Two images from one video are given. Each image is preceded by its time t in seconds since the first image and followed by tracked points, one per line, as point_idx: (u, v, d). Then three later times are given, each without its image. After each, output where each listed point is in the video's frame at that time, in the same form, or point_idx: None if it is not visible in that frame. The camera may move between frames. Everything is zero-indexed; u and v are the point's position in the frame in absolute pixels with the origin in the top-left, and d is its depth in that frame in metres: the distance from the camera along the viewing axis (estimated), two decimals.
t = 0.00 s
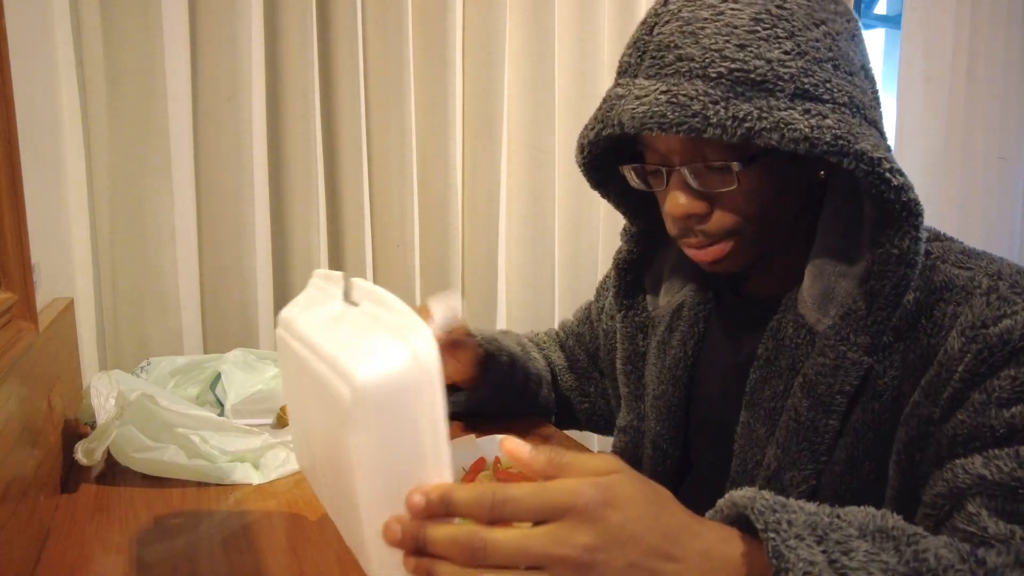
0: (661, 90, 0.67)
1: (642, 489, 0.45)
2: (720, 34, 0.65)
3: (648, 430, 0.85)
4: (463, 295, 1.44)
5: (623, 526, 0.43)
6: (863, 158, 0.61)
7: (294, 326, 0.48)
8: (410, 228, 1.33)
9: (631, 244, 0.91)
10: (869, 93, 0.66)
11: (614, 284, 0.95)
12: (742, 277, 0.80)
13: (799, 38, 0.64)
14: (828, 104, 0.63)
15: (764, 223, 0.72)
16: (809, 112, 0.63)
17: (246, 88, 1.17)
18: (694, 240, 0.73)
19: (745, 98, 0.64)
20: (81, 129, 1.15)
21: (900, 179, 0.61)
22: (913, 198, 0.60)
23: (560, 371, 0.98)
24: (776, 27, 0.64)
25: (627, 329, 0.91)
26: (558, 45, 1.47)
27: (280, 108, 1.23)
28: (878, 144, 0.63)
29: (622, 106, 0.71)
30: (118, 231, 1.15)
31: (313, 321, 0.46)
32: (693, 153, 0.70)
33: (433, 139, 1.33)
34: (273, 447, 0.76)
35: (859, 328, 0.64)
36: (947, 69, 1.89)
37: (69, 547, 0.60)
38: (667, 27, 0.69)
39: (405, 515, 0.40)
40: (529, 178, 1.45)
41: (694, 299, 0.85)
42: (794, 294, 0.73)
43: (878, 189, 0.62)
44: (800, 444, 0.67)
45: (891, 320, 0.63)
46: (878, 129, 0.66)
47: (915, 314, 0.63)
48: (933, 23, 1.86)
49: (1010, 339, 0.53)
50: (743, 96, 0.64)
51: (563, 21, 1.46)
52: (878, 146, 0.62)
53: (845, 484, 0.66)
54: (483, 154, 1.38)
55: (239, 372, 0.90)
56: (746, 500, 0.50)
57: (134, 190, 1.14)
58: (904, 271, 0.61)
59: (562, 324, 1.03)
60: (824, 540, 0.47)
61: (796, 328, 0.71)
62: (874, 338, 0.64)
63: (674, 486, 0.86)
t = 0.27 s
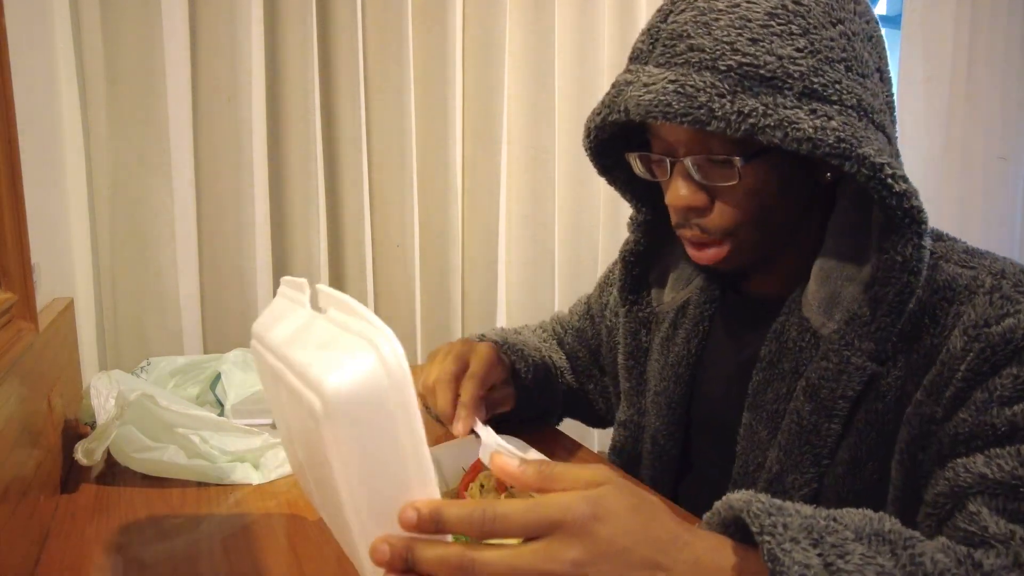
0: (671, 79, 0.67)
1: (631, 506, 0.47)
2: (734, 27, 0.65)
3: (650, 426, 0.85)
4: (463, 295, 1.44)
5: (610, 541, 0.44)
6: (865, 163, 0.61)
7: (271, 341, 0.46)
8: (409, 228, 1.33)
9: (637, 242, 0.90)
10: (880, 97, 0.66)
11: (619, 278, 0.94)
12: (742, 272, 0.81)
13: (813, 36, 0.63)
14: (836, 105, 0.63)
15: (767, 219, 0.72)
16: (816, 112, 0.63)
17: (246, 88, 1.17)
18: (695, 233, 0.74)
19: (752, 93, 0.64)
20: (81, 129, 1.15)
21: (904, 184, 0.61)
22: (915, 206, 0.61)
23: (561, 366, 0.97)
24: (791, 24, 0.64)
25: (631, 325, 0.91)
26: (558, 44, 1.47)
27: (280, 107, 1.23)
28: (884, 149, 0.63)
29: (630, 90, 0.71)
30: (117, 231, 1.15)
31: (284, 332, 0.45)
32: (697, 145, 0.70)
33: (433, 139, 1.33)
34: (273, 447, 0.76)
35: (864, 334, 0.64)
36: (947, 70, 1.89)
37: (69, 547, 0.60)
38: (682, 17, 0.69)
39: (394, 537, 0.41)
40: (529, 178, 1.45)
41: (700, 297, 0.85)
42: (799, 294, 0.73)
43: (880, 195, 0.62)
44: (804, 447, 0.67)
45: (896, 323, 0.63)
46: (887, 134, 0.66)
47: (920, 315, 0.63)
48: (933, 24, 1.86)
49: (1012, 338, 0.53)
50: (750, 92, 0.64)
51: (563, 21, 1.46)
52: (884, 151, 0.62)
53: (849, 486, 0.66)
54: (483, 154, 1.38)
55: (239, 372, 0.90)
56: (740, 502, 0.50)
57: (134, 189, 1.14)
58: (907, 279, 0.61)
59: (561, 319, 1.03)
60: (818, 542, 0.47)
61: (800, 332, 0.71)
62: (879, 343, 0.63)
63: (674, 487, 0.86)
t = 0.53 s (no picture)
0: (640, 75, 0.68)
1: (633, 499, 0.47)
2: (706, 25, 0.64)
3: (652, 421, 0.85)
4: (463, 294, 1.44)
5: (615, 535, 0.44)
6: (796, 174, 0.61)
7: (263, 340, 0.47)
8: (409, 228, 1.33)
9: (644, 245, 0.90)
10: (855, 108, 0.62)
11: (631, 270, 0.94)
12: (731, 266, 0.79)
13: (782, 41, 0.62)
14: (789, 115, 0.61)
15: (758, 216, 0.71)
16: (763, 120, 0.62)
17: (246, 88, 1.18)
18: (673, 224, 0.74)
19: (705, 94, 0.64)
20: (81, 129, 1.15)
21: (837, 199, 0.60)
22: (850, 219, 0.60)
23: (565, 368, 0.97)
24: (763, 26, 0.62)
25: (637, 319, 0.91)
26: (558, 45, 1.47)
27: (280, 107, 1.23)
28: (830, 164, 0.61)
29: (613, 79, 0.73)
30: (117, 232, 1.15)
31: (274, 337, 0.45)
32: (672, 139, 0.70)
33: (433, 139, 1.33)
34: (273, 447, 0.76)
35: (861, 345, 0.63)
36: (947, 70, 1.89)
37: (69, 547, 0.60)
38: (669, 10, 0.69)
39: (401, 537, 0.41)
40: (529, 178, 1.45)
41: (705, 295, 0.84)
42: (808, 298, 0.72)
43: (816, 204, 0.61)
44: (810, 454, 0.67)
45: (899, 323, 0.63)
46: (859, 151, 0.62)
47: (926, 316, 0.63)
48: (934, 23, 1.86)
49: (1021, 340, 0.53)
50: (704, 92, 0.64)
51: (563, 21, 1.46)
52: (825, 165, 0.60)
53: (857, 488, 0.66)
54: (482, 154, 1.38)
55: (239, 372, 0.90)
56: (740, 501, 0.50)
57: (133, 190, 1.14)
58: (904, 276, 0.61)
59: (563, 321, 1.03)
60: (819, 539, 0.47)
61: (810, 339, 0.71)
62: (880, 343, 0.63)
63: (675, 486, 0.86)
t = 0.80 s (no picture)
0: (625, 67, 0.70)
1: (643, 487, 0.46)
2: (686, 24, 0.66)
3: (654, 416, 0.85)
4: (463, 294, 1.44)
5: (626, 524, 0.44)
6: (733, 173, 0.62)
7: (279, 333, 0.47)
8: (409, 228, 1.33)
9: (653, 240, 0.91)
10: (817, 112, 0.62)
11: (638, 265, 0.94)
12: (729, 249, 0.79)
13: (750, 43, 0.63)
14: (741, 114, 0.63)
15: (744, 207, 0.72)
16: (717, 117, 0.63)
17: (246, 88, 1.18)
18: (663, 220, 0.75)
19: (672, 87, 0.66)
20: (81, 129, 1.15)
21: (768, 200, 0.61)
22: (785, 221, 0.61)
23: (566, 369, 0.98)
24: (737, 26, 0.64)
25: (643, 308, 0.90)
26: (558, 44, 1.47)
27: (280, 106, 1.23)
28: (769, 164, 0.61)
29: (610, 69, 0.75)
30: (118, 231, 1.15)
31: (294, 327, 0.46)
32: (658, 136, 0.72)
33: (433, 139, 1.33)
34: (273, 447, 0.76)
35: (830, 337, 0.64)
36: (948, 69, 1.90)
37: (70, 546, 0.61)
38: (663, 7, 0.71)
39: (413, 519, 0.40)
40: (528, 178, 1.45)
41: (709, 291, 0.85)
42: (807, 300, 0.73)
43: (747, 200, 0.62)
44: (809, 456, 0.66)
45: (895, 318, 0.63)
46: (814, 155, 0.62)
47: (925, 316, 0.63)
48: (934, 23, 1.86)
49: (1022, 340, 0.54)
50: (671, 86, 0.66)
51: (563, 21, 1.46)
52: (763, 166, 0.61)
53: (857, 488, 0.66)
54: (482, 154, 1.38)
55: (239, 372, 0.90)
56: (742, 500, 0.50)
57: (133, 190, 1.14)
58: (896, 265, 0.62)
59: (568, 326, 1.03)
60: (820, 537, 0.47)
61: (813, 341, 0.71)
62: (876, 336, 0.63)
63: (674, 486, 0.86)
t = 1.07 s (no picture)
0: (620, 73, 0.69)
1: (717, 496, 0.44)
2: (683, 25, 0.66)
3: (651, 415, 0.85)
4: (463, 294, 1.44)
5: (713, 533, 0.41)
6: (750, 159, 0.61)
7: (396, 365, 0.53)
8: (409, 228, 1.33)
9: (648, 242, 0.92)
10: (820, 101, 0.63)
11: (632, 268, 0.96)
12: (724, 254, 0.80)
13: (750, 37, 0.63)
14: (749, 103, 0.62)
15: (743, 207, 0.72)
16: (726, 107, 0.62)
17: (246, 88, 1.18)
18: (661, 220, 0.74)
19: (675, 85, 0.65)
20: (81, 129, 1.15)
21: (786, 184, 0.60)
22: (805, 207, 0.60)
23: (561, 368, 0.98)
24: (733, 24, 0.64)
25: (638, 313, 0.91)
26: (558, 45, 1.47)
27: (280, 106, 1.23)
28: (784, 150, 0.61)
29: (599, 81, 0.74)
30: (118, 231, 1.15)
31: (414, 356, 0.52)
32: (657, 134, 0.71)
33: (433, 139, 1.33)
34: (273, 447, 0.77)
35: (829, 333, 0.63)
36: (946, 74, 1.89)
37: (70, 546, 0.61)
38: (652, 16, 0.71)
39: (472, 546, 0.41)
40: (528, 178, 1.45)
41: (701, 294, 0.85)
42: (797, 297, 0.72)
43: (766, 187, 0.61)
44: (798, 448, 0.65)
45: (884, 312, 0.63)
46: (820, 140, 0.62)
47: (916, 313, 0.63)
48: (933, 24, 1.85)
49: (1013, 341, 0.53)
50: (674, 84, 0.65)
51: (563, 21, 1.46)
52: (779, 152, 0.61)
53: (846, 485, 0.66)
54: (483, 154, 1.38)
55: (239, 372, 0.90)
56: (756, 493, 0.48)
57: (134, 190, 1.14)
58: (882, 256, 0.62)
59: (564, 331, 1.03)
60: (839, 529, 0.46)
61: (802, 334, 0.71)
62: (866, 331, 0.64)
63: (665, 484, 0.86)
